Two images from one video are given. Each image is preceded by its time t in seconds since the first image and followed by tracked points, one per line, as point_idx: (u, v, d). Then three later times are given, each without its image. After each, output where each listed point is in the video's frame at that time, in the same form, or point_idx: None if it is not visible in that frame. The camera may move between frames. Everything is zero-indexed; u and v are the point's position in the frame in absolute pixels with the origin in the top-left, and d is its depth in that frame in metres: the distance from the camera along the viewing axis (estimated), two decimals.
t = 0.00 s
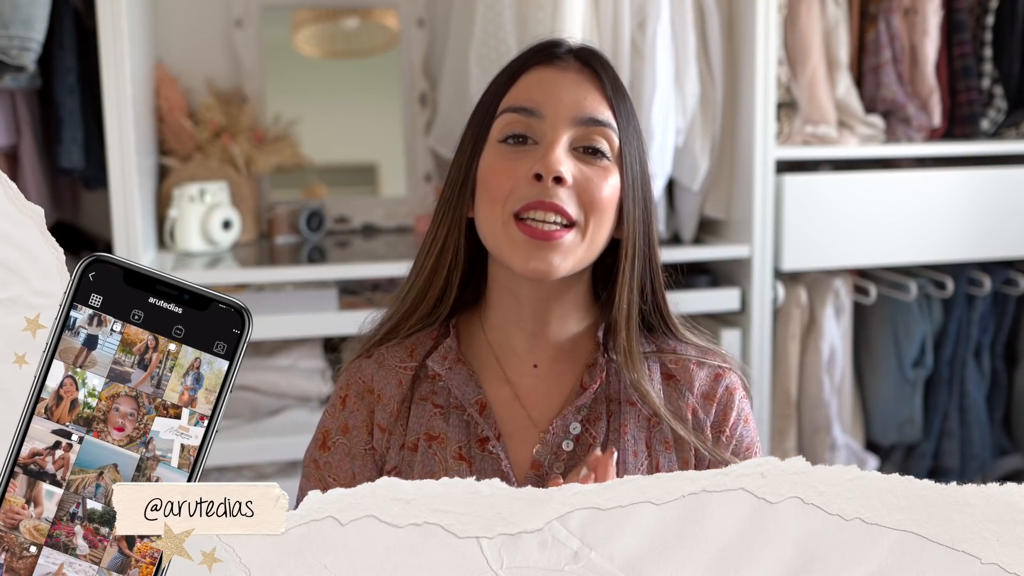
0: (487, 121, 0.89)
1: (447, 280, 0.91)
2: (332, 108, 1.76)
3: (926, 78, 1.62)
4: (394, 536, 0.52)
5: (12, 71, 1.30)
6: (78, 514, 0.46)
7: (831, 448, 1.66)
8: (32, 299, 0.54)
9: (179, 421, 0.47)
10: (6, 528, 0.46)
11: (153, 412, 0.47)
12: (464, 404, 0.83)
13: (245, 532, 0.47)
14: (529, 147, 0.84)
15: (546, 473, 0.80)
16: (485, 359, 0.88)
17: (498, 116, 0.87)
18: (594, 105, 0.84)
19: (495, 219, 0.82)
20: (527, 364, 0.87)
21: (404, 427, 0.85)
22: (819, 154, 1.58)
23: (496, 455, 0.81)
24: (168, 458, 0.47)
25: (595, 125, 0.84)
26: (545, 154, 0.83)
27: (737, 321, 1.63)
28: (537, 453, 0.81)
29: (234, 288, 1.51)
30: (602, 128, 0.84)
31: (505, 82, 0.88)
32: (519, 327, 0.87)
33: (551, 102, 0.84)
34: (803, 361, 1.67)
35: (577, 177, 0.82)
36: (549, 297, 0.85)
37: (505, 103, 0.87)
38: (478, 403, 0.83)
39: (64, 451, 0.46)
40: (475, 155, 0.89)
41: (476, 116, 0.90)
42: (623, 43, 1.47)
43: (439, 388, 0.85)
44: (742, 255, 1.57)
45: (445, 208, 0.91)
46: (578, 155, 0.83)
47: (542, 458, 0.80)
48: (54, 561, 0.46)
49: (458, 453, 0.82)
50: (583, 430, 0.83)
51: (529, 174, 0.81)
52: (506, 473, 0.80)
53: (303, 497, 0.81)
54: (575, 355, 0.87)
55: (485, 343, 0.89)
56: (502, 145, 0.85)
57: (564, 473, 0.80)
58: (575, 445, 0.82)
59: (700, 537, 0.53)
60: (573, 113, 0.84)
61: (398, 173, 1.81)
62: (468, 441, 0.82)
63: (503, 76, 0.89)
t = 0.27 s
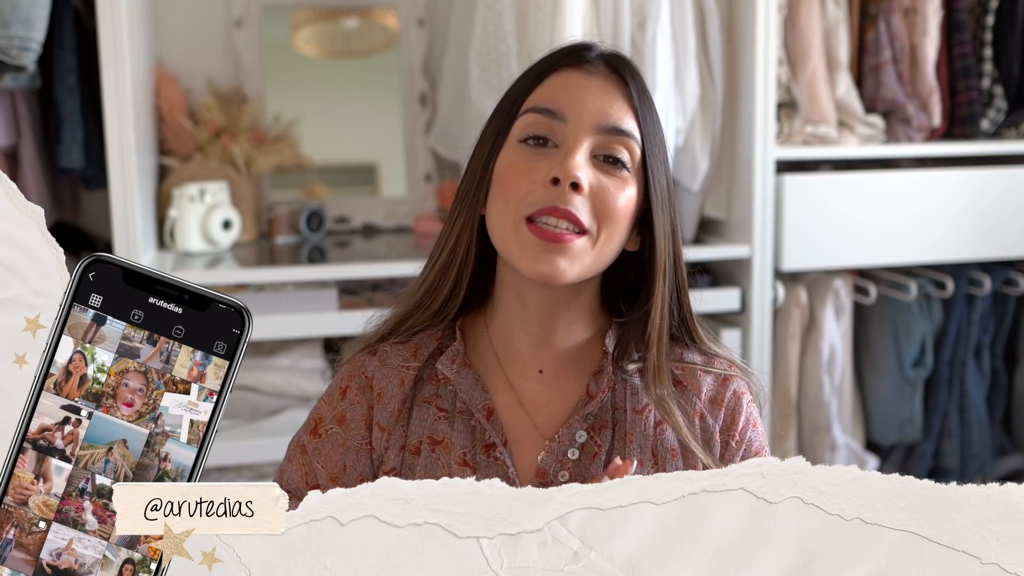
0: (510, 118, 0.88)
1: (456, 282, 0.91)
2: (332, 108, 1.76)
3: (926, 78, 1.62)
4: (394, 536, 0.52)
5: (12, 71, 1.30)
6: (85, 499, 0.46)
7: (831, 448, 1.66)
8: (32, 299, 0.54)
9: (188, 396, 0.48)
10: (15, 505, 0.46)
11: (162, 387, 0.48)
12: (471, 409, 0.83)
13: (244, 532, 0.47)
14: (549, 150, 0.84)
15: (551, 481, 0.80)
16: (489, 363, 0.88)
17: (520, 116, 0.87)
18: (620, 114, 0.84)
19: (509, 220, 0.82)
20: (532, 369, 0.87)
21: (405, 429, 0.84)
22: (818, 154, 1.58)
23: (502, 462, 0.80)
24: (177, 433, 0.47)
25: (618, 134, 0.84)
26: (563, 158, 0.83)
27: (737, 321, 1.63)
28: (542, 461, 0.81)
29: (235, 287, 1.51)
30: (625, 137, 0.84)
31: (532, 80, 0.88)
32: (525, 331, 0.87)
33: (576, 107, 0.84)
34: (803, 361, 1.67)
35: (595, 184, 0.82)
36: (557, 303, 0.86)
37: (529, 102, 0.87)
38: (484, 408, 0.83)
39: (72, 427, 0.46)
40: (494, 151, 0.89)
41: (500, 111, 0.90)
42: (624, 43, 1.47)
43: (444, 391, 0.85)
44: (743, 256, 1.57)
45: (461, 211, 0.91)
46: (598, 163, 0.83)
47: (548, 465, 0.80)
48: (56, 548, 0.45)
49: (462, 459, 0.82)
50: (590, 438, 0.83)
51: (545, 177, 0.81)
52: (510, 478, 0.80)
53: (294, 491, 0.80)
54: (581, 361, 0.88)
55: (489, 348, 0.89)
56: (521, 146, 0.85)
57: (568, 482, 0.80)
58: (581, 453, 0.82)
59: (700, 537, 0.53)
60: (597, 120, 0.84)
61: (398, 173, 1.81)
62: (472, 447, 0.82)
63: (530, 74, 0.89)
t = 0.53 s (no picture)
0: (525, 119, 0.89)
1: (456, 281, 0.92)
2: (332, 108, 1.76)
3: (926, 78, 1.62)
4: (394, 536, 0.52)
5: (12, 71, 1.30)
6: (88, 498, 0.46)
7: (831, 448, 1.66)
8: (32, 299, 0.54)
9: (191, 389, 0.48)
10: (18, 497, 0.46)
11: (165, 380, 0.48)
12: (464, 412, 0.83)
13: (244, 532, 0.47)
14: (552, 152, 0.83)
15: (546, 483, 0.81)
16: (480, 365, 0.88)
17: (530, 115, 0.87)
18: (629, 128, 0.84)
19: (498, 212, 0.81)
20: (523, 371, 0.87)
21: (399, 434, 0.84)
22: (818, 154, 1.58)
23: (496, 465, 0.81)
24: (180, 426, 0.47)
25: (623, 149, 0.83)
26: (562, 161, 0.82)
27: (737, 321, 1.63)
28: (537, 463, 0.81)
29: (235, 287, 1.51)
30: (629, 154, 0.84)
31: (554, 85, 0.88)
32: (515, 334, 0.86)
33: (586, 114, 0.84)
34: (803, 361, 1.67)
35: (583, 191, 0.81)
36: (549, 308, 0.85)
37: (545, 101, 0.87)
38: (478, 412, 0.83)
39: (75, 420, 0.46)
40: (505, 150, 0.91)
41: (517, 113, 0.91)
42: (624, 43, 1.47)
43: (437, 395, 0.85)
44: (743, 256, 1.57)
45: (460, 213, 0.93)
46: (597, 175, 0.83)
47: (543, 469, 0.81)
48: (59, 546, 0.45)
49: (456, 462, 0.82)
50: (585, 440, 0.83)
51: (540, 177, 0.81)
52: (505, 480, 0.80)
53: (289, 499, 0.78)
54: (572, 365, 0.88)
55: (478, 351, 0.89)
56: (526, 142, 0.85)
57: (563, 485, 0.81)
58: (576, 456, 0.82)
59: (700, 537, 0.53)
60: (605, 129, 0.83)
61: (398, 173, 1.82)
62: (465, 450, 0.82)
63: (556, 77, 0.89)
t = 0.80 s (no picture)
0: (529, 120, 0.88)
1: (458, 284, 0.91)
2: (332, 108, 1.76)
3: (926, 78, 1.62)
4: (394, 536, 0.52)
5: (12, 71, 1.30)
6: (89, 498, 0.46)
7: (831, 448, 1.66)
8: (32, 299, 0.54)
9: (191, 388, 0.48)
10: (18, 496, 0.46)
11: (165, 378, 0.48)
12: (457, 412, 0.83)
13: (244, 532, 0.47)
14: (552, 154, 0.83)
15: (540, 483, 0.81)
16: (474, 366, 0.88)
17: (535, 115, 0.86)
18: (631, 135, 0.83)
19: (495, 213, 0.81)
20: (517, 371, 0.87)
21: (393, 433, 0.84)
22: (818, 154, 1.58)
23: (489, 465, 0.81)
24: (180, 425, 0.47)
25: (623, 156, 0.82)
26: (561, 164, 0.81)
27: (737, 321, 1.63)
28: (530, 463, 0.81)
29: (235, 287, 1.51)
30: (630, 162, 0.83)
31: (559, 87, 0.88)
32: (509, 334, 0.86)
33: (590, 118, 0.83)
34: (803, 361, 1.67)
35: (582, 195, 0.80)
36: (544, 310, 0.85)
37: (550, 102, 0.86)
38: (471, 412, 0.83)
39: (76, 419, 0.47)
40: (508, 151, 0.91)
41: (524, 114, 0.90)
42: (624, 43, 1.47)
43: (431, 395, 0.85)
44: (743, 256, 1.57)
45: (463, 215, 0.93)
46: (597, 182, 0.82)
47: (536, 469, 0.81)
48: (59, 547, 0.45)
49: (449, 462, 0.81)
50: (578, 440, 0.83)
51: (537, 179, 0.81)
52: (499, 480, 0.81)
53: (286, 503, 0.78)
54: (567, 365, 0.88)
55: (473, 353, 0.89)
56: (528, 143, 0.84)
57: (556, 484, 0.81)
58: (569, 456, 0.82)
59: (700, 537, 0.53)
60: (608, 134, 0.83)
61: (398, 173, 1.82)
62: (458, 449, 0.82)
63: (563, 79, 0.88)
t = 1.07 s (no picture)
0: (505, 129, 0.88)
1: (464, 287, 0.91)
2: (332, 108, 1.76)
3: (926, 78, 1.62)
4: (394, 536, 0.52)
5: (12, 71, 1.30)
6: (89, 498, 0.46)
7: (831, 448, 1.66)
8: (32, 299, 0.54)
9: (191, 388, 0.48)
10: (18, 496, 0.46)
11: (165, 378, 0.48)
12: (462, 408, 0.83)
13: (244, 532, 0.47)
14: (544, 162, 0.83)
15: (544, 477, 0.80)
16: (479, 365, 0.88)
17: (515, 125, 0.86)
18: (615, 125, 0.83)
19: (504, 230, 0.81)
20: (522, 368, 0.87)
21: (399, 430, 0.84)
22: (818, 154, 1.58)
23: (494, 459, 0.80)
24: (180, 425, 0.47)
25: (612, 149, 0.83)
26: (558, 172, 0.82)
27: (737, 321, 1.63)
28: (535, 456, 0.81)
29: (235, 288, 1.51)
30: (620, 154, 0.83)
31: (529, 89, 0.87)
32: (516, 331, 0.87)
33: (570, 118, 0.83)
34: (803, 361, 1.67)
35: (586, 198, 0.81)
36: (548, 304, 0.86)
37: (526, 112, 0.86)
38: (476, 407, 0.83)
39: (76, 419, 0.47)
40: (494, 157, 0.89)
41: (495, 121, 0.89)
42: (624, 44, 1.47)
43: (436, 391, 0.85)
44: (743, 255, 1.57)
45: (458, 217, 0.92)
46: (592, 177, 0.83)
47: (541, 463, 0.80)
48: (59, 546, 0.45)
49: (455, 456, 0.81)
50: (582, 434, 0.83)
51: (537, 192, 0.81)
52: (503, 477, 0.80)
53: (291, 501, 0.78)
54: (572, 359, 0.88)
55: (478, 353, 0.89)
56: (516, 156, 0.84)
57: (560, 478, 0.80)
58: (573, 449, 0.82)
59: (700, 537, 0.53)
60: (591, 130, 0.83)
61: (398, 174, 1.82)
62: (463, 444, 0.82)
63: (531, 78, 0.88)
